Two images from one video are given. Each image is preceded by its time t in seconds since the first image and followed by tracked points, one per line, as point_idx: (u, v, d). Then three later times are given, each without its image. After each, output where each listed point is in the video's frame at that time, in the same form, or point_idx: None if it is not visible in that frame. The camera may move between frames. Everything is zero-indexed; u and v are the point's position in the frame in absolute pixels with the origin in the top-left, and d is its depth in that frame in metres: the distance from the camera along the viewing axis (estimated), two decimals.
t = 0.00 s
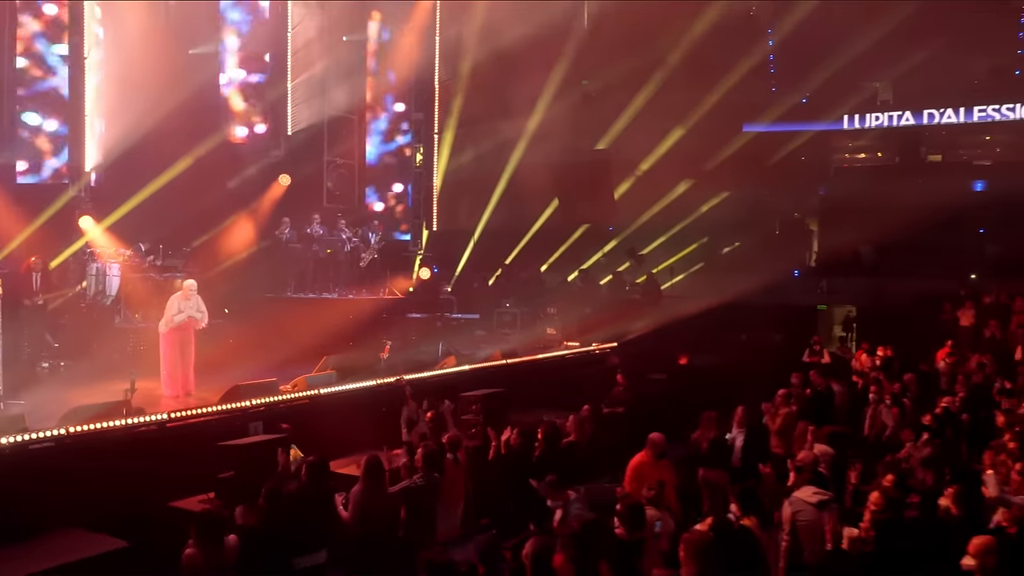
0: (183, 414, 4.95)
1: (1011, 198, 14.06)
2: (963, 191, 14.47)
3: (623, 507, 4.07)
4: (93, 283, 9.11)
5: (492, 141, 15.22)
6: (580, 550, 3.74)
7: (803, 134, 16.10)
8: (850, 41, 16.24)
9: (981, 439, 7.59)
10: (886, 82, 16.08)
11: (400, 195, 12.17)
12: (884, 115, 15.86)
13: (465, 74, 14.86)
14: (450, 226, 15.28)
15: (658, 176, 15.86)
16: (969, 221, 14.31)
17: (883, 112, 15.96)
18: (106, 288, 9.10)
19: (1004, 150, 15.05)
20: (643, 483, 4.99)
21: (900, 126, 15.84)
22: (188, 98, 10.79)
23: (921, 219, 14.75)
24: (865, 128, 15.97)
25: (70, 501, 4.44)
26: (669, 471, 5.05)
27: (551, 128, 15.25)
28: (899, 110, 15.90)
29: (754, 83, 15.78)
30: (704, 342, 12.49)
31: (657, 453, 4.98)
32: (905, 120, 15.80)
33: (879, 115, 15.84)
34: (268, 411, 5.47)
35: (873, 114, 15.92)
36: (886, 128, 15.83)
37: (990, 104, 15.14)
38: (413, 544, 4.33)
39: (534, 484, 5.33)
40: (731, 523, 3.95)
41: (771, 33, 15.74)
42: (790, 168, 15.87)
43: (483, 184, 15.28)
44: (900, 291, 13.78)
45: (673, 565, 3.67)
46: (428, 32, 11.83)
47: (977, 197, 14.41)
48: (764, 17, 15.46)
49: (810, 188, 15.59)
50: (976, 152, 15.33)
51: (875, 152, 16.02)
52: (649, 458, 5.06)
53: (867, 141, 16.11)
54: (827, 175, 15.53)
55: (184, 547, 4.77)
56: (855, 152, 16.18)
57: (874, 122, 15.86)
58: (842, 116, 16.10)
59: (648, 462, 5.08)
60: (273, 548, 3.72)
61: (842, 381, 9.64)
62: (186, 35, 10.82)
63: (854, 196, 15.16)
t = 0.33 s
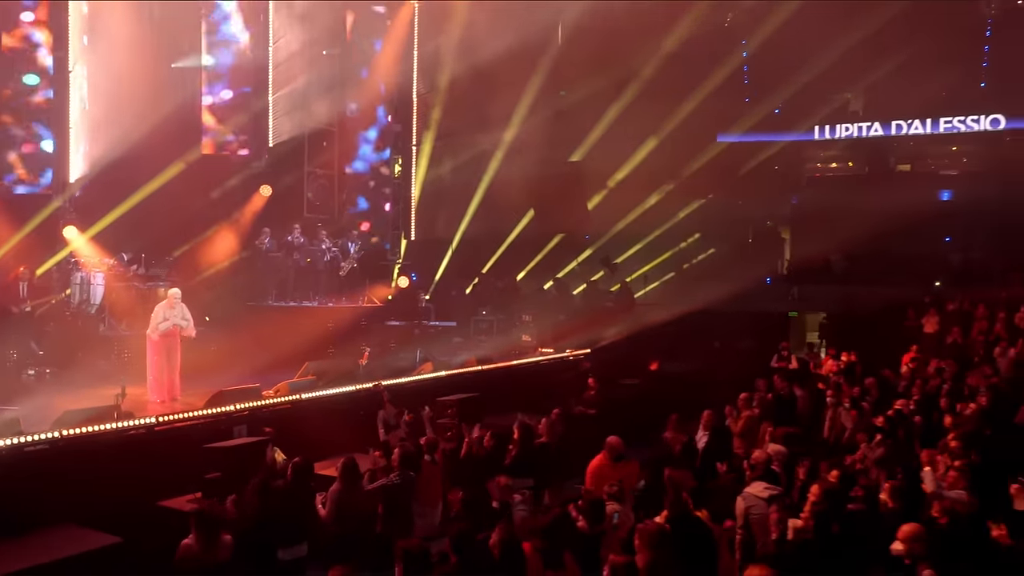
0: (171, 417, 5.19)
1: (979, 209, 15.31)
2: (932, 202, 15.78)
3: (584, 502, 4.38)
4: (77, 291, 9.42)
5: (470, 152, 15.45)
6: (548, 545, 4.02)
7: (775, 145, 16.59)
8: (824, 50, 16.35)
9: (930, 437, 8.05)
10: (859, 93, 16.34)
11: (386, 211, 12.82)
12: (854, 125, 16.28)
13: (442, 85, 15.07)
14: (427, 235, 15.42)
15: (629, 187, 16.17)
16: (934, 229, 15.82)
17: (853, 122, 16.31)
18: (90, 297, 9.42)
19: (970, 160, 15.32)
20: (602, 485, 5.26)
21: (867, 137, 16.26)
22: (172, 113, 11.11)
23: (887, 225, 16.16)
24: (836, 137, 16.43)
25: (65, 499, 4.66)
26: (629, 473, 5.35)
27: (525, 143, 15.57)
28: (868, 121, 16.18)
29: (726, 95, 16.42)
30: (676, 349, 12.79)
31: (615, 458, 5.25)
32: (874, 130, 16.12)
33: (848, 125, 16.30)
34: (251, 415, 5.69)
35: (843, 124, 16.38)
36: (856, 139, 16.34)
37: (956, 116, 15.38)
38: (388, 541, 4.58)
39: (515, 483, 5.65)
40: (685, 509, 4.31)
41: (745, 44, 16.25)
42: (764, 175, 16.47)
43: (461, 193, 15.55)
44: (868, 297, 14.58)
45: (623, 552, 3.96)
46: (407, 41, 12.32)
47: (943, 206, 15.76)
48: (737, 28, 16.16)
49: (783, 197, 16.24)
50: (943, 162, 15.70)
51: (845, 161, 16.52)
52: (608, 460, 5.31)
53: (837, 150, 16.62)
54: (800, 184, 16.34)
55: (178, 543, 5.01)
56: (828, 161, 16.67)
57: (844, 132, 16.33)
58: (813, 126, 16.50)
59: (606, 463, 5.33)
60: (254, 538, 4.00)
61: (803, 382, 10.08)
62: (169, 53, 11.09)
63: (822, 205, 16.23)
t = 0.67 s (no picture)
0: (156, 430, 5.42)
1: (941, 226, 16.16)
2: (898, 219, 16.56)
3: (550, 506, 4.78)
4: (59, 308, 9.68)
5: (445, 172, 15.77)
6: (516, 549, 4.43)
7: (742, 165, 17.24)
8: (798, 65, 16.89)
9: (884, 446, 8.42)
10: (826, 113, 16.85)
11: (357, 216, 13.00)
12: (820, 145, 16.83)
13: (418, 102, 15.47)
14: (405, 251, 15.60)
15: (602, 205, 16.65)
16: (898, 245, 16.56)
17: (821, 142, 16.87)
18: (72, 313, 9.69)
19: (935, 178, 16.21)
20: (564, 493, 5.56)
21: (836, 157, 16.78)
22: (160, 132, 11.57)
23: (860, 241, 16.85)
24: (804, 156, 16.99)
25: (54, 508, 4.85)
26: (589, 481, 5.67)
27: (501, 163, 15.99)
28: (835, 141, 16.73)
29: (690, 122, 17.03)
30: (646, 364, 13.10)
31: (578, 466, 5.60)
32: (842, 150, 16.65)
33: (816, 146, 16.85)
34: (233, 428, 5.91)
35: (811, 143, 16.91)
36: (824, 158, 16.83)
37: (921, 136, 16.03)
38: (364, 544, 4.85)
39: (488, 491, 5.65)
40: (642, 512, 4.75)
41: (716, 66, 16.86)
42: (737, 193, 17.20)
43: (436, 211, 15.83)
44: (832, 314, 14.99)
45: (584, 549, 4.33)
46: (385, 66, 13.03)
47: (910, 224, 16.54)
48: (707, 51, 16.76)
49: (752, 215, 16.96)
50: (909, 182, 16.43)
51: (815, 179, 17.03)
52: (571, 470, 5.64)
53: (804, 170, 17.09)
54: (767, 201, 17.13)
55: (163, 549, 5.11)
56: (797, 180, 17.16)
57: (812, 152, 16.88)
58: (782, 146, 17.09)
59: (571, 473, 5.65)
60: (242, 542, 4.30)
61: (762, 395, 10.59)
62: (154, 74, 11.42)
63: (787, 225, 16.98)
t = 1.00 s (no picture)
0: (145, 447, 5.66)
1: (909, 249, 16.53)
2: (866, 241, 16.79)
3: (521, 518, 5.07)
4: (45, 329, 9.83)
5: (423, 196, 16.37)
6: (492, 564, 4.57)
7: (714, 188, 17.40)
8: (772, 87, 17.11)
9: (843, 459, 8.81)
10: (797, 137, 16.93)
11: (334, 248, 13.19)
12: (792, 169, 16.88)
13: (399, 129, 15.65)
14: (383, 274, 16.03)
15: (579, 229, 17.26)
16: (869, 267, 16.79)
17: (792, 166, 16.93)
18: (57, 334, 9.82)
19: (903, 202, 16.38)
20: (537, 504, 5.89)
21: (807, 179, 16.84)
22: (147, 162, 11.93)
23: (828, 264, 16.88)
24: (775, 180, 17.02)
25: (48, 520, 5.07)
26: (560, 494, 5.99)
27: (478, 188, 16.61)
28: (806, 165, 16.81)
29: (670, 141, 17.41)
30: (620, 384, 13.36)
31: (552, 479, 5.93)
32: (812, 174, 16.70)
33: (788, 169, 16.91)
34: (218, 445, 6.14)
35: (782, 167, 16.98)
36: (795, 181, 16.88)
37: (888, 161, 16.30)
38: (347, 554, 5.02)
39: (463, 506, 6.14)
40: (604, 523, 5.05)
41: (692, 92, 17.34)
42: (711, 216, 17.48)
43: (416, 235, 16.28)
44: (805, 335, 15.34)
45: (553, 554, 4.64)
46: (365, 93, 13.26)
47: (879, 246, 16.83)
48: (682, 76, 17.24)
49: (726, 237, 17.38)
50: (878, 205, 16.64)
51: (788, 203, 17.00)
52: (544, 483, 5.96)
53: (775, 193, 17.10)
54: (741, 224, 17.31)
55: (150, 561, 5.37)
56: (770, 203, 17.14)
57: (784, 175, 16.92)
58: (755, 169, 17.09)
59: (543, 486, 5.98)
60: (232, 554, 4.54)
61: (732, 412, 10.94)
62: (140, 100, 11.76)
63: (763, 243, 17.20)
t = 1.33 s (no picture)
0: (135, 464, 5.87)
1: (878, 270, 17.07)
2: (836, 262, 17.36)
3: (497, 529, 5.35)
4: (29, 349, 10.01)
5: (403, 219, 16.65)
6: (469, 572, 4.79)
7: (688, 211, 18.18)
8: (745, 114, 18.10)
9: (807, 473, 9.18)
10: (772, 157, 17.90)
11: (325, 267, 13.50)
12: (764, 192, 17.92)
13: (379, 153, 16.14)
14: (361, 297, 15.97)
15: (556, 249, 17.40)
16: (839, 289, 17.24)
17: (765, 189, 17.96)
18: (42, 354, 10.05)
19: (874, 224, 17.32)
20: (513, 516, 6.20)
21: (779, 203, 17.89)
22: (134, 185, 12.02)
23: (800, 285, 17.39)
24: (748, 203, 18.03)
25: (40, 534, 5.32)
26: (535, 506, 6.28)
27: (457, 213, 17.02)
28: (778, 188, 17.85)
29: (643, 164, 18.33)
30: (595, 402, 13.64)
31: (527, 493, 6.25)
32: (784, 197, 17.78)
33: (760, 193, 17.94)
34: (204, 462, 6.35)
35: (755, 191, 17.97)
36: (767, 204, 17.95)
37: (858, 184, 17.33)
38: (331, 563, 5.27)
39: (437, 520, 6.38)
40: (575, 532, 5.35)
41: (666, 115, 18.30)
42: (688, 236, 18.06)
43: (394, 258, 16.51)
44: (772, 358, 15.37)
45: (525, 561, 4.96)
46: (345, 120, 13.81)
47: (848, 267, 17.32)
48: (658, 100, 18.22)
49: (700, 258, 17.71)
50: (850, 227, 17.51)
51: (761, 225, 17.94)
52: (518, 495, 6.30)
53: (749, 215, 18.04)
54: (716, 245, 17.85)
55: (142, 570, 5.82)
56: (744, 224, 18.00)
57: (756, 199, 17.94)
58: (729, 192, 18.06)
59: (517, 499, 6.35)
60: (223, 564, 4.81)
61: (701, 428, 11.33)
62: (125, 123, 11.82)
63: (735, 265, 17.61)
